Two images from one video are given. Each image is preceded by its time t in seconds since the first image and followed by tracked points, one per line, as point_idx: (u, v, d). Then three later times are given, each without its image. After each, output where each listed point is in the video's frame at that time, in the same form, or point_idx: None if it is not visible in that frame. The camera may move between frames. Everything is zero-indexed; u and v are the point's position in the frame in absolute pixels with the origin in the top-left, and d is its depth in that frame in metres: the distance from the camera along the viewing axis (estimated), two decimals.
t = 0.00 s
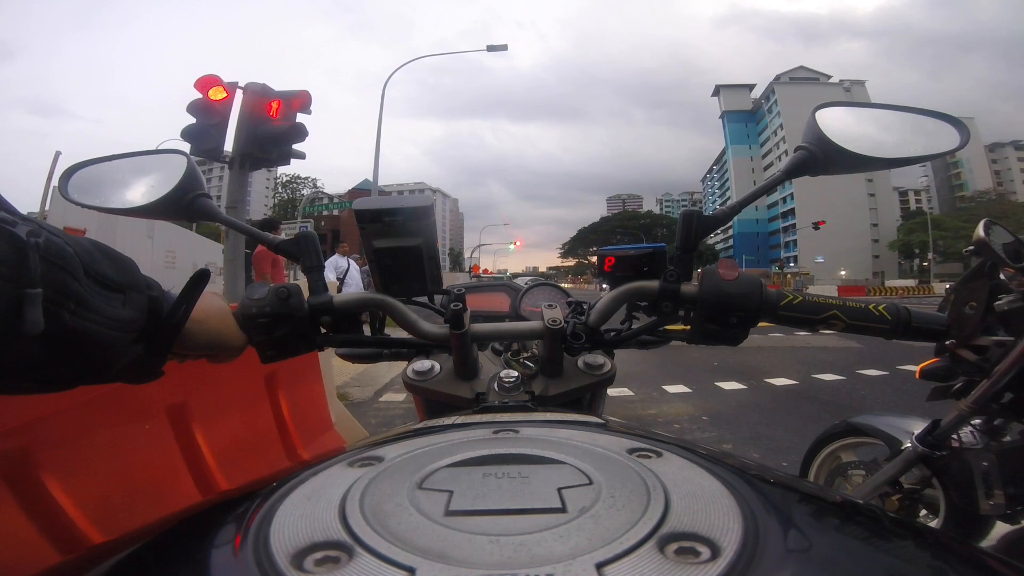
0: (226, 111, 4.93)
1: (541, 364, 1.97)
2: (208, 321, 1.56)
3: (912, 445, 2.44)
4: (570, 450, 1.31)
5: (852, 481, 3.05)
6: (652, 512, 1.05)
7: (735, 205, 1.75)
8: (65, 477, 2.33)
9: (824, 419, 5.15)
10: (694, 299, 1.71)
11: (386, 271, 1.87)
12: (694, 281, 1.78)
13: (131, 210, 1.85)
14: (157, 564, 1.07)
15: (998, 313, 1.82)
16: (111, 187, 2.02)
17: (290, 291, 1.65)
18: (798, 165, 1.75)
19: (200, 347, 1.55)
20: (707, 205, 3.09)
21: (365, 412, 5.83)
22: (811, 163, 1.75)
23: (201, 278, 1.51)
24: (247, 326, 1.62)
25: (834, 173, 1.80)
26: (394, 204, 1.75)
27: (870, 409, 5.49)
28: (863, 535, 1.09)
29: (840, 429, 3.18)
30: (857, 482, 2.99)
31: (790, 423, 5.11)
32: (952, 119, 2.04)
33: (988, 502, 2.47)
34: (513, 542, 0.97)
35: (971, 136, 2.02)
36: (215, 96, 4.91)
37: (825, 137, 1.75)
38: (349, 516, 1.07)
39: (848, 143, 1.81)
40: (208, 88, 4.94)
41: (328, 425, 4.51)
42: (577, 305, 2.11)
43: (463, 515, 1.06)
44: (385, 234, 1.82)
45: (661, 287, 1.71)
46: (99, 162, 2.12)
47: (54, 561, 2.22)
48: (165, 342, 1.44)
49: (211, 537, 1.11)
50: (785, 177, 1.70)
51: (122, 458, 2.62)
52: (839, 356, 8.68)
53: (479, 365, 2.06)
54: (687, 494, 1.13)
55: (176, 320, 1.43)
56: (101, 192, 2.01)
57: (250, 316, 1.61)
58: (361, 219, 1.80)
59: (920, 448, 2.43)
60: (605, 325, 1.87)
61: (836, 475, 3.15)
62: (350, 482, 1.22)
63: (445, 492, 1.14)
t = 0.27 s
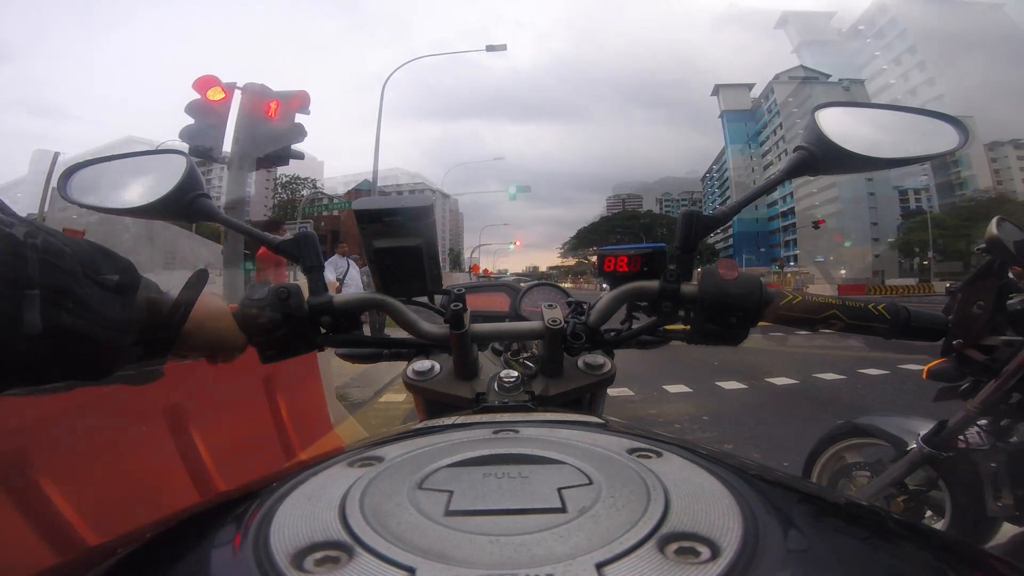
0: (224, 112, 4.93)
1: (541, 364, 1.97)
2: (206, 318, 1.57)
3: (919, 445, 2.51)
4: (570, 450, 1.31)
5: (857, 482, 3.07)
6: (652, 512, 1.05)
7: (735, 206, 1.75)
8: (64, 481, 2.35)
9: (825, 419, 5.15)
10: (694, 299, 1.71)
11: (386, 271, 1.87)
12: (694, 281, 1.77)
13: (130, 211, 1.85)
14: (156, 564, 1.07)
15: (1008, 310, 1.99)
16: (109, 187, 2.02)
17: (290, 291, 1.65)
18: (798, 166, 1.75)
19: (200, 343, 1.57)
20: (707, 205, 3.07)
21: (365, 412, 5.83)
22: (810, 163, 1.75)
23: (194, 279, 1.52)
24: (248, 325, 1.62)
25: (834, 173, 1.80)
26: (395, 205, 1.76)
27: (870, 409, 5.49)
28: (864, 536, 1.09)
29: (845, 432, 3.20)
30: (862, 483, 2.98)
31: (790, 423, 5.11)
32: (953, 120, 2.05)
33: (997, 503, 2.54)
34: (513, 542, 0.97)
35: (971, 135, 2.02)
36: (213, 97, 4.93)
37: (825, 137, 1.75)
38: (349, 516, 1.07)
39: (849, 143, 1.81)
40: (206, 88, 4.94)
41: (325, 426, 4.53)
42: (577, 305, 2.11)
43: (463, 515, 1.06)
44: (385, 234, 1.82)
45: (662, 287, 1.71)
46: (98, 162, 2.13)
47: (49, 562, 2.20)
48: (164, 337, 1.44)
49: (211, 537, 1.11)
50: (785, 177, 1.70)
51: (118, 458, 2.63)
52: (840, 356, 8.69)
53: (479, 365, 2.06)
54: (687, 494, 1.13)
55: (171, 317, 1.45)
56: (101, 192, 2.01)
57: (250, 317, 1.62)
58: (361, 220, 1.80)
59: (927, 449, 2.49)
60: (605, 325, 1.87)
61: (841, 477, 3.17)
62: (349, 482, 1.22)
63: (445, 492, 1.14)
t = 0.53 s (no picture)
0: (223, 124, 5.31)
1: (541, 365, 1.97)
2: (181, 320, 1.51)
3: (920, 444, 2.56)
4: (570, 450, 1.31)
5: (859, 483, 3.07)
6: (652, 512, 1.05)
7: (735, 206, 1.75)
8: (57, 479, 2.39)
9: (826, 419, 5.15)
10: (694, 299, 1.71)
11: (386, 271, 1.87)
12: (695, 281, 1.77)
13: (131, 211, 1.85)
14: (156, 562, 1.07)
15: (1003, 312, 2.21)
16: (111, 187, 2.02)
17: (290, 291, 1.65)
18: (798, 165, 1.75)
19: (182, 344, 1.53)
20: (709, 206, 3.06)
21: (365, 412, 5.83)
22: (811, 163, 1.76)
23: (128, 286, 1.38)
24: (247, 326, 1.64)
25: (835, 173, 1.80)
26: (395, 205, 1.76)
27: (870, 409, 5.49)
28: (865, 536, 1.09)
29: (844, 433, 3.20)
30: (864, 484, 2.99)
31: (791, 423, 5.11)
32: (952, 120, 2.06)
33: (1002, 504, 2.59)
34: (513, 542, 0.98)
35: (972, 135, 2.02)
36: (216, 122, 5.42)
37: (825, 137, 1.75)
38: (349, 516, 1.07)
39: (849, 143, 1.82)
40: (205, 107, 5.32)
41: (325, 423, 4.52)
42: (577, 305, 2.12)
43: (463, 515, 1.06)
44: (385, 234, 1.82)
45: (662, 287, 1.71)
46: (99, 161, 2.13)
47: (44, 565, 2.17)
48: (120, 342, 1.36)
49: (211, 537, 1.11)
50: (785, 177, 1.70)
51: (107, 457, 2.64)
52: (841, 356, 8.68)
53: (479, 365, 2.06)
54: (687, 493, 1.13)
55: (117, 316, 1.34)
56: (102, 193, 2.01)
57: (250, 316, 1.63)
58: (361, 219, 1.80)
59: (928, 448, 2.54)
60: (605, 325, 1.87)
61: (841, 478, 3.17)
62: (350, 482, 1.22)
63: (445, 492, 1.14)
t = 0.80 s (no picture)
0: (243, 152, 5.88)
1: (541, 365, 1.97)
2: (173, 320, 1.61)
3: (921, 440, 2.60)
4: (571, 450, 1.31)
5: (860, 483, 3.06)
6: (652, 512, 1.05)
7: (736, 206, 1.74)
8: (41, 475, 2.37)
9: (827, 420, 5.15)
10: (695, 300, 1.71)
11: (386, 271, 1.87)
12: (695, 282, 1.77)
13: (133, 211, 1.85)
14: (157, 562, 1.07)
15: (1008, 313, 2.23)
16: (112, 189, 2.02)
17: (290, 291, 1.65)
18: (799, 166, 1.75)
19: (177, 345, 1.63)
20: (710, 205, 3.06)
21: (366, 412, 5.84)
22: (811, 163, 1.75)
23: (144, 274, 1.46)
24: (247, 325, 1.64)
25: (836, 174, 1.80)
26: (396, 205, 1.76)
27: (870, 409, 5.48)
28: (866, 536, 1.09)
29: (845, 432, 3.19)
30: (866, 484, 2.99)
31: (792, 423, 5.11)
32: (953, 120, 2.05)
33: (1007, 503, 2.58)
34: (513, 542, 0.98)
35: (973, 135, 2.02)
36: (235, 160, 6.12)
37: (826, 137, 1.75)
38: (349, 516, 1.07)
39: (849, 144, 1.82)
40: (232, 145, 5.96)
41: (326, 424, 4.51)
42: (577, 305, 2.11)
43: (464, 516, 1.06)
44: (385, 234, 1.82)
45: (662, 288, 1.71)
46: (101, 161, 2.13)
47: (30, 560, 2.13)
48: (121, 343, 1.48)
49: (212, 537, 1.12)
50: (785, 178, 1.70)
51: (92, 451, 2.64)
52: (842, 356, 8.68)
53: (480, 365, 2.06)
54: (688, 494, 1.13)
55: (123, 318, 1.45)
56: (105, 193, 2.01)
57: (250, 316, 1.63)
58: (362, 220, 1.80)
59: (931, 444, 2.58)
60: (605, 326, 1.87)
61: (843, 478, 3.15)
62: (350, 482, 1.22)
63: (445, 492, 1.14)
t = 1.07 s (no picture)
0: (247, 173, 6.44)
1: (541, 365, 1.97)
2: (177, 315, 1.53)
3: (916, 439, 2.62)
4: (571, 450, 1.31)
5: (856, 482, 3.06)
6: (652, 512, 1.05)
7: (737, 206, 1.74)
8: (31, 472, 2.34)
9: (826, 420, 5.16)
10: (695, 300, 1.71)
11: (387, 271, 1.86)
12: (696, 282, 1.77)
13: (133, 210, 1.85)
14: (157, 561, 1.07)
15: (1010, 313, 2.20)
16: (112, 189, 2.02)
17: (291, 291, 1.65)
18: (801, 166, 1.74)
19: (176, 344, 1.55)
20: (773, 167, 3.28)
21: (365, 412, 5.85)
22: (812, 163, 1.75)
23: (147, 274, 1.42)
24: (247, 326, 1.63)
25: (835, 174, 1.80)
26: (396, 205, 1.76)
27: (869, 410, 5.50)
28: (864, 535, 1.09)
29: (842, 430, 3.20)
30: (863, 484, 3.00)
31: (791, 423, 5.11)
32: (954, 119, 2.05)
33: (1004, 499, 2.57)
34: (513, 542, 0.98)
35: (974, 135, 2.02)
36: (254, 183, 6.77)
37: (826, 137, 1.75)
38: (349, 516, 1.07)
39: (849, 144, 1.82)
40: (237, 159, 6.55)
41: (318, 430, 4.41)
42: (577, 305, 2.12)
43: (464, 515, 1.06)
44: (385, 234, 1.82)
45: (662, 287, 1.72)
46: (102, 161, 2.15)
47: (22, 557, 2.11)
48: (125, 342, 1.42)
49: (212, 537, 1.12)
50: (786, 177, 1.70)
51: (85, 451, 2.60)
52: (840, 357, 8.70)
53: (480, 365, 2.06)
54: (688, 494, 1.13)
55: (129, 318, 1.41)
56: (106, 192, 2.02)
57: (250, 316, 1.61)
58: (362, 220, 1.80)
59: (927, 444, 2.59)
60: (605, 326, 1.87)
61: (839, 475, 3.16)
62: (350, 482, 1.22)
63: (446, 492, 1.14)
